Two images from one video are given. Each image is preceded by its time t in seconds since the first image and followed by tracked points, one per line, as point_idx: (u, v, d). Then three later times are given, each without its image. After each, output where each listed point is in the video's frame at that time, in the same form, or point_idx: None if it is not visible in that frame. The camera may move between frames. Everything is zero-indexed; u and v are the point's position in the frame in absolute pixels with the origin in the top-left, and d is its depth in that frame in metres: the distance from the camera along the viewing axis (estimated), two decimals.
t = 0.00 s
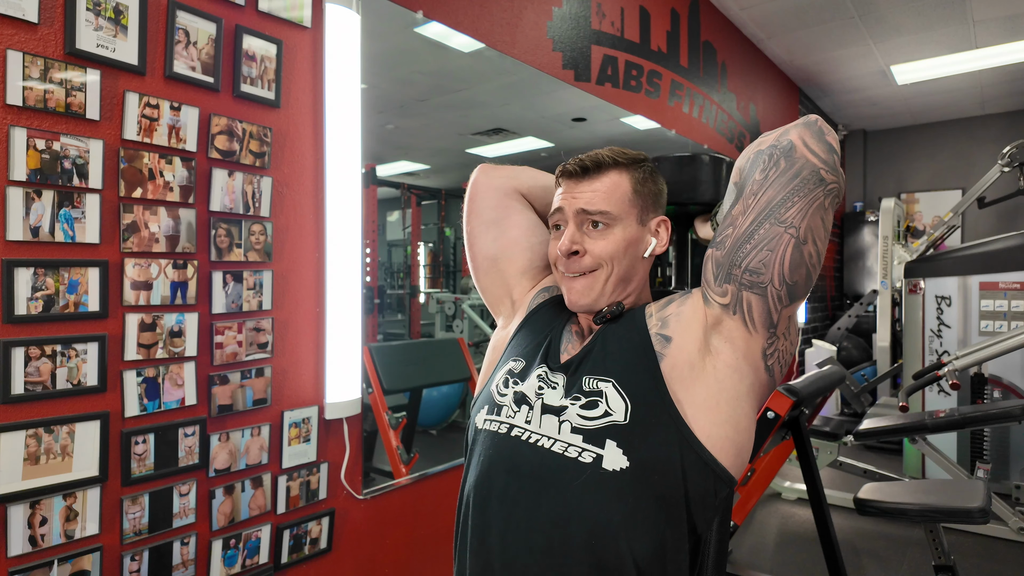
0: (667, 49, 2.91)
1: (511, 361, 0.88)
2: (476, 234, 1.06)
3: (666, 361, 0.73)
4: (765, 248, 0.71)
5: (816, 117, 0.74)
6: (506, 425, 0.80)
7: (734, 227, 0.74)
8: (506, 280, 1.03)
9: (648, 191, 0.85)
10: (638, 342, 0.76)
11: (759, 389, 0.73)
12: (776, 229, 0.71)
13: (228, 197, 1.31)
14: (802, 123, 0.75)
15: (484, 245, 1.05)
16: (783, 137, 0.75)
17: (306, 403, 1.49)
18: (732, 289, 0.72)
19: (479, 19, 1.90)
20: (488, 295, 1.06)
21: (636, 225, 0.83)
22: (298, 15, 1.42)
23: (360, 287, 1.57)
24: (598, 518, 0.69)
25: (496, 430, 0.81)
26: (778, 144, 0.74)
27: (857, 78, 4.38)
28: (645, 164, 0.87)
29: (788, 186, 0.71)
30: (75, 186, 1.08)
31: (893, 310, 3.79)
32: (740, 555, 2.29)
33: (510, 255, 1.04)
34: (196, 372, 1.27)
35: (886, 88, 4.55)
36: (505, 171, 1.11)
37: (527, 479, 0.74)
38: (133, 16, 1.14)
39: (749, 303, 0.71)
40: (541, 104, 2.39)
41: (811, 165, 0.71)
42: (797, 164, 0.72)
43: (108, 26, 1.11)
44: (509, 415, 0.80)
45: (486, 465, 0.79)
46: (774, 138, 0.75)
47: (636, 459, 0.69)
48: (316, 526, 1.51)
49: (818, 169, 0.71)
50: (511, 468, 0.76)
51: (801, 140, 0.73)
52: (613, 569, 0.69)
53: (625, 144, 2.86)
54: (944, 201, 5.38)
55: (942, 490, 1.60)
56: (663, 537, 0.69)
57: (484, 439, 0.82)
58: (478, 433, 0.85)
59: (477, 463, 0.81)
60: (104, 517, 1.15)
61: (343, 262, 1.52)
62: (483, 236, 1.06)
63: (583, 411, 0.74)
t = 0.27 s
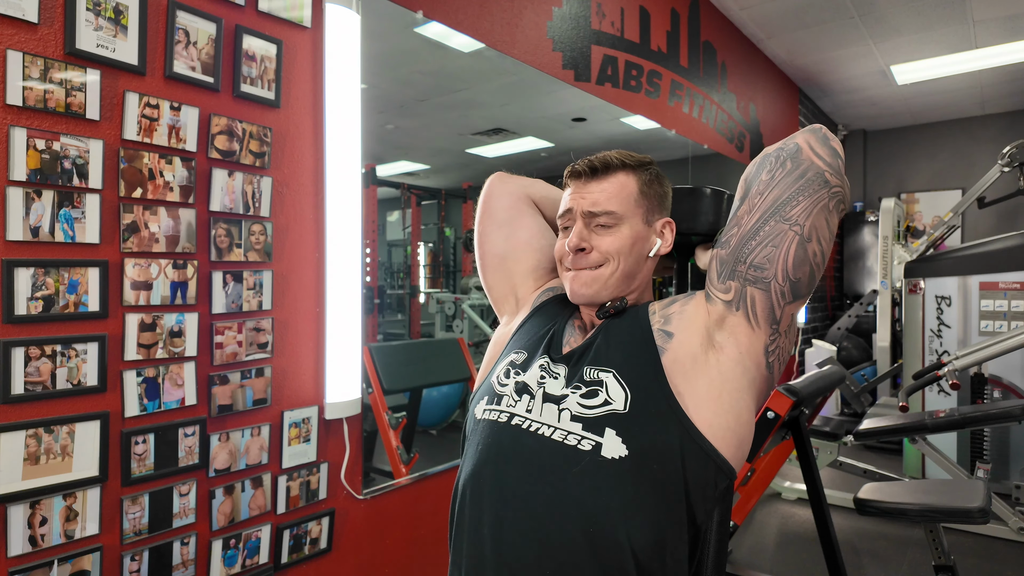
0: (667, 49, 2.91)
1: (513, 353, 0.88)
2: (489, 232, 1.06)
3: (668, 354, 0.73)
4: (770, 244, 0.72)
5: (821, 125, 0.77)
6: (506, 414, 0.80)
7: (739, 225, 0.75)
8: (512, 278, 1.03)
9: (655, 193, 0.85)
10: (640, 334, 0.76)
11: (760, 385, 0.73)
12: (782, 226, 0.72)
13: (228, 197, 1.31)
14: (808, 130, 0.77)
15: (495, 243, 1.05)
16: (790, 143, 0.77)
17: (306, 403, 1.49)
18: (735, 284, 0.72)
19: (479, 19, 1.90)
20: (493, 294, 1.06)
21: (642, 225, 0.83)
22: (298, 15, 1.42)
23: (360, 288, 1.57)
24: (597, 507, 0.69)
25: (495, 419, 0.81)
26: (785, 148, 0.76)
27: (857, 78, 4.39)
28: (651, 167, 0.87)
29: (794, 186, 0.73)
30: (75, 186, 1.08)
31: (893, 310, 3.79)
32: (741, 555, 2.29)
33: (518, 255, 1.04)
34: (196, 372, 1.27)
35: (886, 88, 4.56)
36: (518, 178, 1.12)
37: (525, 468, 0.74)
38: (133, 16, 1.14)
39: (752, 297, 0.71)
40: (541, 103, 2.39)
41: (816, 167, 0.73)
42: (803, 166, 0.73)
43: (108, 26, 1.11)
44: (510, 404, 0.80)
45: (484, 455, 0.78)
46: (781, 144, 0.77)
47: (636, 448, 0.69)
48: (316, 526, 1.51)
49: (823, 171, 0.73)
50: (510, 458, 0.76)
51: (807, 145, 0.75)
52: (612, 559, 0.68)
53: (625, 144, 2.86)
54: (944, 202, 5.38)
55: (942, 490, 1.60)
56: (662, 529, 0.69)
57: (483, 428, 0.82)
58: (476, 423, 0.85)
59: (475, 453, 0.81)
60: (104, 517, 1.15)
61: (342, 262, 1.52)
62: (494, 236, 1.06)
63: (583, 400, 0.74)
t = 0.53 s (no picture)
0: (667, 49, 2.91)
1: (511, 359, 0.88)
2: (476, 234, 1.06)
3: (665, 358, 0.73)
4: (770, 247, 0.71)
5: (820, 113, 0.73)
6: (506, 422, 0.80)
7: (737, 225, 0.73)
8: (506, 280, 1.03)
9: (646, 189, 0.85)
10: (638, 339, 0.76)
11: (759, 384, 0.73)
12: (781, 228, 0.70)
13: (228, 197, 1.31)
14: (807, 118, 0.73)
15: (484, 244, 1.05)
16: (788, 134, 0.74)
17: (306, 403, 1.49)
18: (734, 287, 0.72)
19: (479, 20, 1.90)
20: (488, 296, 1.06)
21: (634, 223, 0.84)
22: (298, 15, 1.42)
23: (360, 287, 1.57)
24: (599, 514, 0.69)
25: (495, 427, 0.81)
26: (783, 141, 0.73)
27: (857, 78, 4.38)
28: (642, 163, 0.87)
29: (793, 185, 0.71)
30: (75, 186, 1.08)
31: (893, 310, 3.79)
32: (740, 555, 2.29)
33: (510, 256, 1.03)
34: (196, 372, 1.27)
35: (886, 88, 4.55)
36: (501, 166, 1.09)
37: (526, 475, 0.74)
38: (133, 16, 1.14)
39: (751, 301, 0.71)
40: (541, 103, 2.39)
41: (816, 164, 0.71)
42: (802, 163, 0.71)
43: (108, 26, 1.11)
44: (509, 412, 0.80)
45: (485, 462, 0.79)
46: (779, 135, 0.74)
47: (636, 456, 0.69)
48: (316, 526, 1.51)
49: (822, 168, 0.71)
50: (511, 464, 0.76)
51: (806, 138, 0.72)
52: (614, 565, 0.69)
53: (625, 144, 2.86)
54: (944, 202, 5.38)
55: (942, 490, 1.60)
56: (663, 534, 0.69)
57: (483, 436, 0.82)
58: (477, 430, 0.85)
59: (476, 459, 0.81)
60: (104, 517, 1.15)
61: (343, 262, 1.52)
62: (484, 235, 1.05)
63: (582, 408, 0.74)
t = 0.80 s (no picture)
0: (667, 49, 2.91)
1: (510, 360, 0.88)
2: (476, 232, 1.05)
3: (663, 359, 0.73)
4: (780, 250, 0.70)
5: (822, 114, 0.74)
6: (504, 423, 0.80)
7: (744, 227, 0.73)
8: (506, 279, 1.03)
9: (649, 190, 0.86)
10: (636, 339, 0.76)
11: (758, 387, 0.73)
12: (790, 231, 0.71)
13: (228, 197, 1.31)
14: (810, 119, 0.73)
15: (484, 242, 1.04)
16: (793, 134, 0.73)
17: (306, 403, 1.49)
18: (744, 291, 0.71)
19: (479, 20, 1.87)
20: (488, 294, 1.06)
21: (636, 223, 0.84)
22: (298, 15, 1.42)
23: (360, 286, 1.57)
24: (597, 518, 0.69)
25: (494, 428, 0.81)
26: (789, 143, 0.73)
27: (857, 78, 4.38)
28: (646, 163, 0.87)
29: (801, 188, 0.71)
30: (75, 186, 1.08)
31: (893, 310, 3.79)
32: (740, 555, 2.29)
33: (509, 254, 1.03)
34: (196, 372, 1.27)
35: (886, 88, 4.55)
36: (496, 152, 1.05)
37: (524, 477, 0.74)
38: (133, 16, 1.14)
39: (759, 304, 0.71)
40: (541, 103, 2.39)
41: (822, 166, 0.71)
42: (808, 167, 0.71)
43: (108, 26, 1.11)
44: (507, 413, 0.80)
45: (483, 463, 0.79)
46: (784, 136, 0.73)
47: (633, 458, 0.69)
48: (316, 526, 1.51)
49: (826, 172, 0.71)
50: (509, 466, 0.76)
51: (811, 142, 0.72)
52: (610, 567, 0.69)
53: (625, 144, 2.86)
54: (944, 202, 5.38)
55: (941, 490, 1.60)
56: (660, 537, 0.69)
57: (482, 437, 0.82)
58: (476, 431, 0.85)
59: (474, 460, 0.81)
60: (104, 517, 1.15)
61: (342, 262, 1.52)
62: (484, 233, 1.05)
63: (580, 410, 0.74)
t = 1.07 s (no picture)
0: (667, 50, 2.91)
1: (517, 346, 0.88)
2: (498, 224, 1.06)
3: (668, 344, 0.74)
4: (774, 231, 0.71)
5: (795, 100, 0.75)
6: (509, 406, 0.80)
7: (735, 214, 0.73)
8: (517, 270, 1.03)
9: (656, 185, 0.86)
10: (641, 324, 0.77)
11: (763, 373, 0.73)
12: (781, 212, 0.71)
13: (228, 197, 1.31)
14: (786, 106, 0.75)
15: (501, 235, 1.05)
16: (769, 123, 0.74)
17: (306, 403, 1.49)
18: (741, 275, 0.71)
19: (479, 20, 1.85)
20: (501, 284, 1.06)
21: (644, 217, 0.84)
22: (298, 15, 1.43)
23: (360, 287, 1.57)
24: (602, 499, 0.69)
25: (499, 411, 0.81)
26: (770, 132, 0.74)
27: (857, 78, 4.39)
28: (654, 159, 0.87)
29: (787, 170, 0.72)
30: (75, 186, 1.08)
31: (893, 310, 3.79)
32: (740, 555, 2.29)
33: (526, 247, 1.03)
34: (196, 372, 1.27)
35: (886, 88, 4.55)
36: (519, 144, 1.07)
37: (528, 459, 0.74)
38: (133, 16, 1.14)
39: (760, 286, 0.70)
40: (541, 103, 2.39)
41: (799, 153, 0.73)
42: (790, 152, 0.73)
43: (108, 26, 1.11)
44: (512, 396, 0.80)
45: (487, 446, 0.78)
46: (764, 125, 0.74)
47: (638, 439, 0.69)
48: (316, 526, 1.51)
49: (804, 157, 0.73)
50: (513, 448, 0.76)
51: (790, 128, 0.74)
52: (614, 548, 0.68)
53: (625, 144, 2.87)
54: (943, 202, 5.38)
55: (941, 491, 1.60)
56: (664, 519, 0.69)
57: (487, 420, 0.82)
58: (480, 415, 0.84)
59: (478, 444, 0.81)
60: (104, 517, 1.15)
61: (343, 262, 1.52)
62: (502, 226, 1.05)
63: (586, 391, 0.74)
